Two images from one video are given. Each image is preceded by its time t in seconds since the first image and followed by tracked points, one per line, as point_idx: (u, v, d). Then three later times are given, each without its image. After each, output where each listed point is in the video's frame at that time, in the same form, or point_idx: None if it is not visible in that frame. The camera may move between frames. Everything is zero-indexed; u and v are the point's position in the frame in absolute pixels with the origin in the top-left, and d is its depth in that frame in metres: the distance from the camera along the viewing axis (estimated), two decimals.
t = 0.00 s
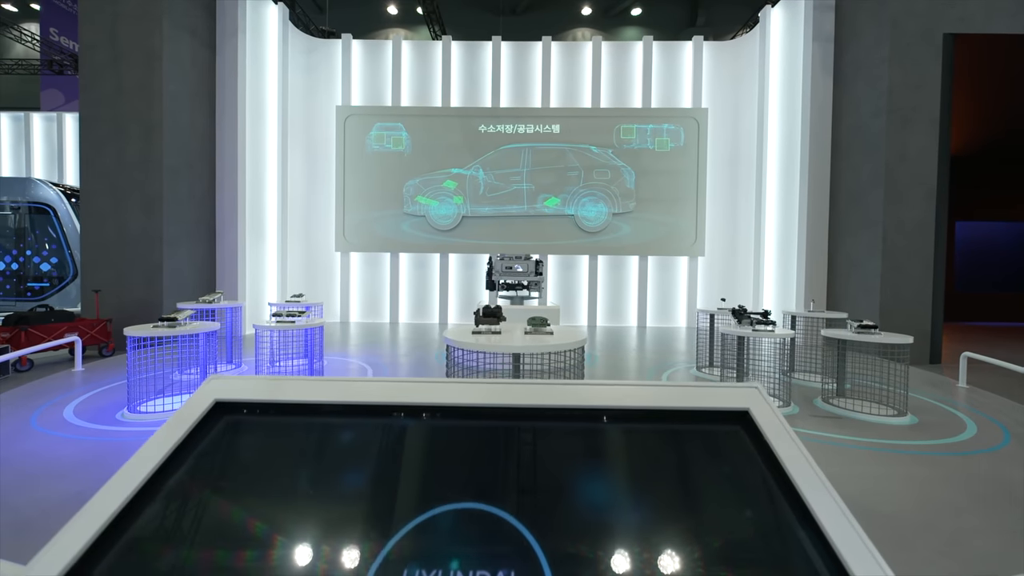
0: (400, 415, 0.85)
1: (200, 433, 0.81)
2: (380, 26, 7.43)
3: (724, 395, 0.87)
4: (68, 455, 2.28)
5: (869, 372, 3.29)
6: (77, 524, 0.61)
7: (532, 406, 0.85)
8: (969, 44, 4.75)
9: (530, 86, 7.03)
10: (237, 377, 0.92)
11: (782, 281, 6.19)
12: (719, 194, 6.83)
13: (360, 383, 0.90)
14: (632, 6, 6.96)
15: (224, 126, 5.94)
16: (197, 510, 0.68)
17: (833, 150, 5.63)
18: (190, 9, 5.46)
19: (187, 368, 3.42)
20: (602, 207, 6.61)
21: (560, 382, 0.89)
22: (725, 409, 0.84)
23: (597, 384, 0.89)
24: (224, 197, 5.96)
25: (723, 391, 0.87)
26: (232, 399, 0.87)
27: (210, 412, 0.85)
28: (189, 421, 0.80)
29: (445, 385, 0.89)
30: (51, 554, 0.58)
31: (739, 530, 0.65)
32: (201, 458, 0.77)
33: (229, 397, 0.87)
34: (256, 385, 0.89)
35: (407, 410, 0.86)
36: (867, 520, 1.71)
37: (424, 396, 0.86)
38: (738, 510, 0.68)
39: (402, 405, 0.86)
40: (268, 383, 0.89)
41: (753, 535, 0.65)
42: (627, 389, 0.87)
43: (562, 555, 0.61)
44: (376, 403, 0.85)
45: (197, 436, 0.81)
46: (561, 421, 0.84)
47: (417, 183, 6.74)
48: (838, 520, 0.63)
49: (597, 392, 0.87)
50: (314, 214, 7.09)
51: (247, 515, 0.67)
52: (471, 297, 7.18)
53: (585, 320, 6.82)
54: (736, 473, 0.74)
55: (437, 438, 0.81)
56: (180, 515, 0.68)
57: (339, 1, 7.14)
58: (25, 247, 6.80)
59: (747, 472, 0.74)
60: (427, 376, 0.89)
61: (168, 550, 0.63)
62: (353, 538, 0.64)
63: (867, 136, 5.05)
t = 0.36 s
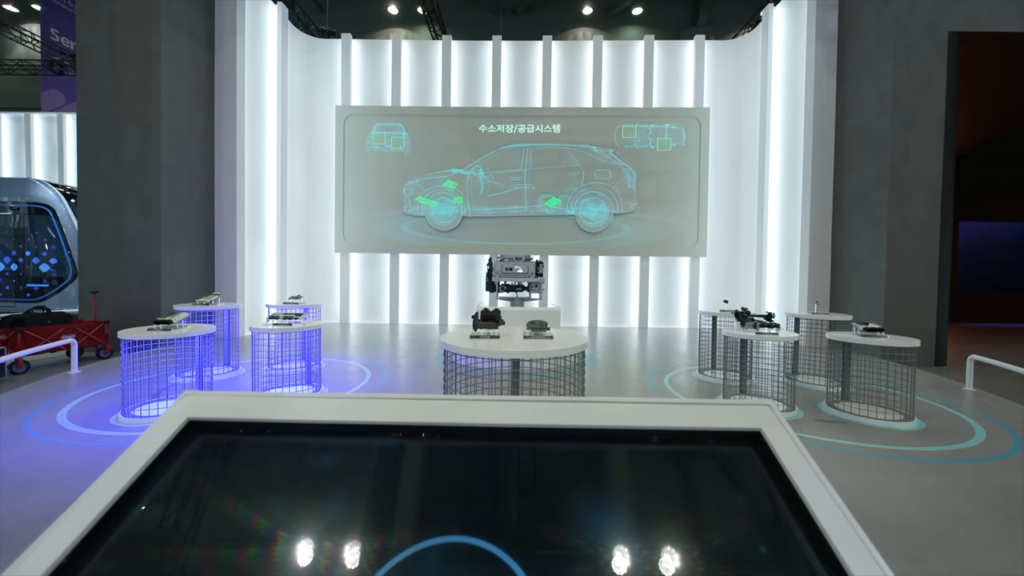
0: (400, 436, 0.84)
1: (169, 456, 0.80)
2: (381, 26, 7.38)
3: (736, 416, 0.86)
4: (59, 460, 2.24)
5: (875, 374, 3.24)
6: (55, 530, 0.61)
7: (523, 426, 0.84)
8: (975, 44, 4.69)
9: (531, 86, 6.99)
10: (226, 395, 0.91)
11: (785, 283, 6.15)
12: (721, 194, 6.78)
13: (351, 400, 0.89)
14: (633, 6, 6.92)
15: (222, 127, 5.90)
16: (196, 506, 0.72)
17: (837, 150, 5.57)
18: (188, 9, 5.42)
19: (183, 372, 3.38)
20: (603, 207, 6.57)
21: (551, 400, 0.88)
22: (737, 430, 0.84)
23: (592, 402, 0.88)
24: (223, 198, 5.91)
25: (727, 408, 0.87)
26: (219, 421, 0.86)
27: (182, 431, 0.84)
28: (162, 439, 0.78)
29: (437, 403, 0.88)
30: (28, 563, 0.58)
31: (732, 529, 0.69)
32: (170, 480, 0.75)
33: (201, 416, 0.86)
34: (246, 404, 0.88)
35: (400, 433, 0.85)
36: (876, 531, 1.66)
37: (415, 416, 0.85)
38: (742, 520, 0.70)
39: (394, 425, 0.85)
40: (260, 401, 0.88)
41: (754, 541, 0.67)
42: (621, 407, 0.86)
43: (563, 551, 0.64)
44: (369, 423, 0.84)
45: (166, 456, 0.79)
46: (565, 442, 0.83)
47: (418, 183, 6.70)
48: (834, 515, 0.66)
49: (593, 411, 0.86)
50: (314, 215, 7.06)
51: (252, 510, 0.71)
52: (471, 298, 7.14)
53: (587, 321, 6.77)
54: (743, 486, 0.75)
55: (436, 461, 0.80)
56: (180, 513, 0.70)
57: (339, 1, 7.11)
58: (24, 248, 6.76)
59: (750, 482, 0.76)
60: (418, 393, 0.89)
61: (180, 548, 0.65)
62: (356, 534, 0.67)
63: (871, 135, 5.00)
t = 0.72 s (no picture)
0: (395, 461, 0.85)
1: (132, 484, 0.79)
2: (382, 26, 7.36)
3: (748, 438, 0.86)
4: (52, 465, 2.21)
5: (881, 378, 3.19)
6: (35, 537, 0.64)
7: (522, 449, 0.84)
8: (980, 42, 4.63)
9: (531, 86, 6.95)
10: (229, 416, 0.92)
11: (788, 284, 6.10)
12: (723, 194, 6.72)
13: (353, 422, 0.90)
14: (634, 5, 6.88)
15: (222, 127, 5.87)
16: (195, 507, 0.77)
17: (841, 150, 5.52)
18: (187, 9, 5.39)
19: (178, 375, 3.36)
20: (604, 208, 6.53)
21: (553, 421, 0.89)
22: (750, 454, 0.84)
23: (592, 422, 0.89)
24: (221, 198, 5.87)
25: (733, 428, 0.87)
26: (219, 444, 0.87)
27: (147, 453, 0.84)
28: (134, 457, 0.81)
29: (439, 424, 0.88)
30: (9, 567, 0.60)
31: (734, 535, 0.72)
32: (150, 491, 0.78)
33: (168, 438, 0.87)
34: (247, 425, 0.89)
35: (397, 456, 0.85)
36: (886, 544, 1.62)
37: (417, 438, 0.85)
38: (748, 533, 0.72)
39: (396, 449, 0.85)
40: (262, 422, 0.89)
41: (759, 553, 0.69)
42: (621, 428, 0.87)
43: (561, 552, 0.69)
44: (364, 446, 0.85)
45: (129, 483, 0.79)
46: (570, 466, 0.84)
47: (418, 183, 6.67)
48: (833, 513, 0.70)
49: (595, 433, 0.86)
50: (313, 216, 7.03)
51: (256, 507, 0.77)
52: (471, 299, 7.10)
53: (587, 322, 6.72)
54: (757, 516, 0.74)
55: (432, 483, 0.81)
56: (177, 516, 0.75)
57: (340, 1, 7.09)
58: (23, 248, 6.73)
59: (756, 499, 0.77)
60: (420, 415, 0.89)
61: (183, 546, 0.70)
62: (359, 531, 0.72)
63: (875, 134, 4.94)
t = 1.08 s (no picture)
0: (391, 488, 0.82)
1: (94, 512, 0.77)
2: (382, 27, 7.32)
3: (765, 466, 0.83)
4: (43, 471, 2.17)
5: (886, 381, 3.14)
6: (20, 535, 0.67)
7: (522, 478, 0.82)
8: (985, 41, 4.58)
9: (532, 85, 6.91)
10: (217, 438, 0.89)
11: (790, 285, 6.05)
12: (724, 195, 6.68)
13: (349, 448, 0.87)
14: (635, 4, 6.84)
15: (220, 127, 5.84)
16: (195, 507, 0.79)
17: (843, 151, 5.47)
18: (185, 8, 5.36)
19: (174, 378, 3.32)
20: (605, 208, 6.49)
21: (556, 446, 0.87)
22: (763, 484, 0.80)
23: (594, 447, 0.87)
24: (220, 198, 5.83)
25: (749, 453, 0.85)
26: (199, 471, 0.83)
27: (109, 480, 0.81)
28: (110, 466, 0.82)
29: (443, 448, 0.86)
30: None
31: (733, 541, 0.73)
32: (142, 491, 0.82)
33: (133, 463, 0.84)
34: (234, 450, 0.86)
35: (389, 484, 0.82)
36: (894, 555, 1.58)
37: (428, 466, 0.83)
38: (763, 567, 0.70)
39: (389, 478, 0.82)
40: (250, 446, 0.87)
41: None
42: (627, 454, 0.85)
43: (559, 555, 0.71)
44: (361, 475, 0.82)
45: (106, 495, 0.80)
46: (576, 494, 0.81)
47: (418, 183, 6.63)
48: (833, 517, 0.71)
49: (600, 461, 0.84)
50: (312, 217, 6.99)
51: (258, 500, 0.80)
52: (471, 300, 7.05)
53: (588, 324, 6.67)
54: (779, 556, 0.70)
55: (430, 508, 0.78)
56: (175, 519, 0.77)
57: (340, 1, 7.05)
58: (21, 249, 6.69)
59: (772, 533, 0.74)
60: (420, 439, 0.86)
61: (183, 544, 0.74)
62: (359, 525, 0.75)
63: (879, 133, 4.89)
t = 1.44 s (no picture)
0: (394, 520, 0.72)
1: (68, 526, 0.71)
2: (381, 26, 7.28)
3: (771, 496, 0.74)
4: (34, 477, 2.14)
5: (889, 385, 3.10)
6: None
7: (517, 508, 0.73)
8: (990, 40, 4.51)
9: (531, 86, 6.87)
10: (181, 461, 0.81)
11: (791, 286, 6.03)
12: (725, 195, 6.63)
13: (315, 473, 0.77)
14: (635, 4, 6.79)
15: (217, 127, 5.80)
16: (187, 522, 0.72)
17: (845, 151, 5.43)
18: (181, 8, 5.32)
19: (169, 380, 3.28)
20: (605, 209, 6.45)
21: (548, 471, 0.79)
22: (777, 513, 0.72)
23: (587, 472, 0.79)
24: (217, 197, 5.81)
25: (755, 481, 0.76)
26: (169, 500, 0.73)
27: (64, 511, 0.71)
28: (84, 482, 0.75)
29: (454, 475, 0.77)
30: None
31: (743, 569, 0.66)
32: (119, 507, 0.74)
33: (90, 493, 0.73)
34: (200, 476, 0.77)
35: (357, 514, 0.72)
36: (902, 567, 1.53)
37: (441, 495, 0.73)
38: None
39: (355, 506, 0.72)
40: (224, 472, 0.78)
41: None
42: (626, 480, 0.77)
43: (549, 556, 0.67)
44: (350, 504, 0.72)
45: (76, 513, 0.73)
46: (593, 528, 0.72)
47: (417, 184, 6.59)
48: (845, 542, 0.67)
49: (611, 486, 0.75)
50: (311, 217, 6.96)
51: (249, 520, 0.72)
52: (470, 301, 7.02)
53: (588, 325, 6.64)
54: None
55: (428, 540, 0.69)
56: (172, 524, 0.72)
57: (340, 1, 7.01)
58: (19, 249, 6.64)
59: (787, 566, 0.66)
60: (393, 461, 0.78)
61: (190, 540, 0.69)
62: (359, 523, 0.71)
63: (881, 133, 4.86)
